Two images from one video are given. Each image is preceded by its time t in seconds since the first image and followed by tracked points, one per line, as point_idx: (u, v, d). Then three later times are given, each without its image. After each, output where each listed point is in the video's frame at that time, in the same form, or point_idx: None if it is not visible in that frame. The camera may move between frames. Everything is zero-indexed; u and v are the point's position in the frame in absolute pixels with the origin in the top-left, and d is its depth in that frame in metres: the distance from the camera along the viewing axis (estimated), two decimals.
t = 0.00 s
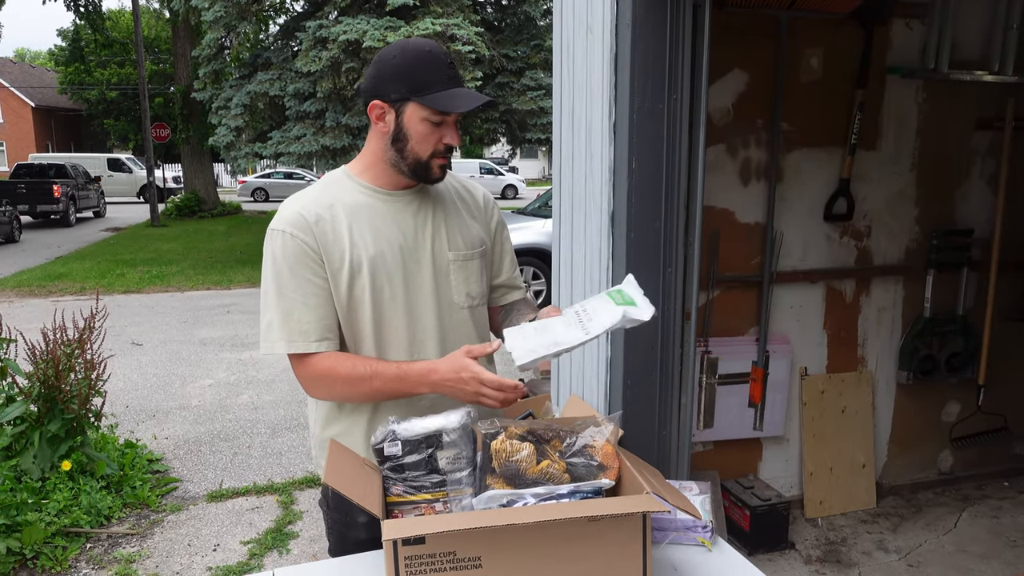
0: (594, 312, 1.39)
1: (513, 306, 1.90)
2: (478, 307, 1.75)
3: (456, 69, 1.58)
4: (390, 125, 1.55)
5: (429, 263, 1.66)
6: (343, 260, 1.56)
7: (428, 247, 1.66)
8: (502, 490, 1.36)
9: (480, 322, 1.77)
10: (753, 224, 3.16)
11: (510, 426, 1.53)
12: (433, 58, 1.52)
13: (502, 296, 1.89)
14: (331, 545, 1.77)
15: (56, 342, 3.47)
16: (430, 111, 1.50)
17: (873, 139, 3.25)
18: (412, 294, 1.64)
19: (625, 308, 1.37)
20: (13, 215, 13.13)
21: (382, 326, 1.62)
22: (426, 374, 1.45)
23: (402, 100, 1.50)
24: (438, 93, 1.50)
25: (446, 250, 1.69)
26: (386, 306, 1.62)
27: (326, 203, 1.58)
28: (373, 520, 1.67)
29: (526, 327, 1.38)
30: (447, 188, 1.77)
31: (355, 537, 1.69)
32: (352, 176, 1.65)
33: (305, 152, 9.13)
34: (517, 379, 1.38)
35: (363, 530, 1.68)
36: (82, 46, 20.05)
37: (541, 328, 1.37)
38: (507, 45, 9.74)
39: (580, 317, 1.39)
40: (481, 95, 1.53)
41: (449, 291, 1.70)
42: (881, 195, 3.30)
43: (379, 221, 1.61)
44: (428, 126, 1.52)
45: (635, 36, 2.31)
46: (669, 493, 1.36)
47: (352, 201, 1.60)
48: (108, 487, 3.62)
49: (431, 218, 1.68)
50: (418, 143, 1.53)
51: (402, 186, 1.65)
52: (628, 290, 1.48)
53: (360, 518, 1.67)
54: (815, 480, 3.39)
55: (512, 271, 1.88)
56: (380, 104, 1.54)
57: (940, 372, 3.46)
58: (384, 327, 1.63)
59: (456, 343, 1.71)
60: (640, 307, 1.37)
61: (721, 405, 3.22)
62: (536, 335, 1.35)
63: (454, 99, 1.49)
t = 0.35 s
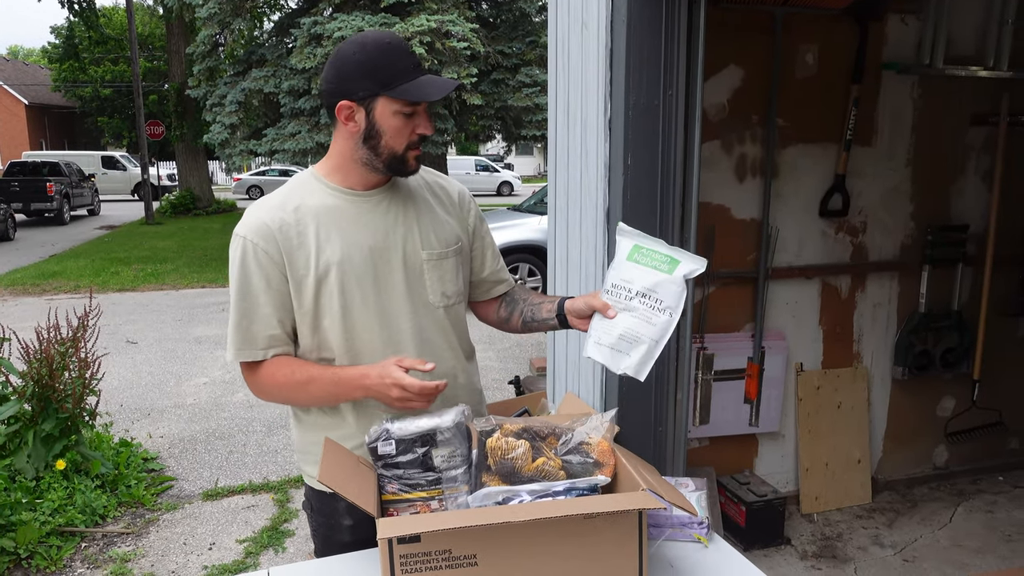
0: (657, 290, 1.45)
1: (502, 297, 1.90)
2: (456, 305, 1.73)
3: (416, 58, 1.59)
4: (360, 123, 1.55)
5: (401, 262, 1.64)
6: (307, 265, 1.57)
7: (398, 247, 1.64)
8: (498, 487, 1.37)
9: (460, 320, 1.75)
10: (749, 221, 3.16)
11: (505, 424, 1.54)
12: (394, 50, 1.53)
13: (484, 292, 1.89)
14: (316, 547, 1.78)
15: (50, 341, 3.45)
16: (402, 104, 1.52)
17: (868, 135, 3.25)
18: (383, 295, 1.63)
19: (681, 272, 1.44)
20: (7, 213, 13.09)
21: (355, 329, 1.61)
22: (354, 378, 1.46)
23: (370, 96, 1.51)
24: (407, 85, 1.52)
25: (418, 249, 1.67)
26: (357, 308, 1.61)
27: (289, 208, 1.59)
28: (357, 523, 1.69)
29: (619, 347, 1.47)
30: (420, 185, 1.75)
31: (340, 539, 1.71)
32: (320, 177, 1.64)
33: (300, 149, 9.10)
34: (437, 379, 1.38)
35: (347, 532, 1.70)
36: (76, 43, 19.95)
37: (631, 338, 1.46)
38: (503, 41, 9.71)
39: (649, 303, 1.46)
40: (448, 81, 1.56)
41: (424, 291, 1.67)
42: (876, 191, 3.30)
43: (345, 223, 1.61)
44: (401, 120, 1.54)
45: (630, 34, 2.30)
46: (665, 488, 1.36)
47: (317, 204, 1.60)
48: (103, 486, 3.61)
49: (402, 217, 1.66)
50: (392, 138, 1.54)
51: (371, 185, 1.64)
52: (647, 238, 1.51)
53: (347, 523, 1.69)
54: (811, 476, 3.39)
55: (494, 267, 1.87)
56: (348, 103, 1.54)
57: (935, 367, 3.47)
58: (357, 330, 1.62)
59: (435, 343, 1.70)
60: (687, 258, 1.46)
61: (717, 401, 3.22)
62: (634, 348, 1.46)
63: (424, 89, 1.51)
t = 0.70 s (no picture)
0: (655, 273, 1.45)
1: (492, 294, 1.90)
2: (443, 304, 1.73)
3: (389, 57, 1.58)
4: (338, 128, 1.55)
5: (386, 263, 1.64)
6: (290, 268, 1.57)
7: (383, 247, 1.64)
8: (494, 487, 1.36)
9: (448, 318, 1.74)
10: (746, 219, 3.15)
11: (501, 424, 1.52)
12: (365, 50, 1.52)
13: (472, 289, 1.89)
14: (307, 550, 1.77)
15: (45, 341, 3.44)
16: (378, 105, 1.51)
17: (865, 133, 3.25)
18: (369, 296, 1.63)
19: (677, 254, 1.45)
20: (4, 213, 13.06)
21: (342, 331, 1.61)
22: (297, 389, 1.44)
23: (346, 99, 1.51)
24: (381, 85, 1.51)
25: (403, 249, 1.66)
26: (342, 310, 1.60)
27: (270, 212, 1.58)
28: (348, 525, 1.69)
29: (619, 332, 1.44)
30: (403, 185, 1.74)
31: (330, 542, 1.70)
32: (301, 181, 1.63)
33: (297, 149, 9.08)
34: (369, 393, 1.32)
35: (338, 535, 1.70)
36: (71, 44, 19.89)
37: (632, 321, 1.44)
38: (499, 41, 9.70)
39: (647, 286, 1.45)
40: (422, 79, 1.55)
41: (410, 291, 1.67)
42: (873, 189, 3.30)
43: (328, 224, 1.60)
44: (378, 121, 1.53)
45: (626, 34, 2.30)
46: (662, 489, 1.35)
47: (298, 207, 1.59)
48: (99, 487, 3.60)
49: (385, 217, 1.65)
50: (370, 140, 1.54)
51: (353, 186, 1.63)
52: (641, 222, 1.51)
53: (338, 524, 1.69)
54: (808, 475, 3.39)
55: (481, 265, 1.87)
56: (323, 108, 1.54)
57: (932, 366, 3.47)
58: (344, 332, 1.61)
59: (422, 344, 1.69)
60: (680, 240, 1.46)
61: (714, 400, 3.22)
62: (635, 332, 1.43)
63: (398, 89, 1.51)
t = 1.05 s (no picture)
0: (653, 265, 1.44)
1: (492, 288, 1.90)
2: (441, 300, 1.72)
3: (383, 54, 1.58)
4: (332, 126, 1.54)
5: (383, 260, 1.63)
6: (286, 266, 1.56)
7: (380, 244, 1.63)
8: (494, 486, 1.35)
9: (446, 315, 1.74)
10: (748, 217, 3.14)
11: (502, 421, 1.52)
12: (358, 48, 1.52)
13: (471, 284, 1.89)
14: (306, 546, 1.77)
15: (47, 338, 3.45)
16: (372, 103, 1.51)
17: (868, 131, 3.24)
18: (366, 294, 1.62)
19: (676, 246, 1.43)
20: (8, 209, 13.09)
21: (339, 329, 1.61)
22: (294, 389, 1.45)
23: (339, 97, 1.50)
24: (375, 83, 1.50)
25: (401, 246, 1.65)
26: (340, 308, 1.60)
27: (266, 211, 1.58)
28: (347, 522, 1.69)
29: (616, 324, 1.44)
30: (400, 181, 1.74)
31: (331, 539, 1.70)
32: (296, 179, 1.63)
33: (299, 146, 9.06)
34: (363, 393, 1.32)
35: (337, 532, 1.69)
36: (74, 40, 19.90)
37: (629, 313, 1.43)
38: (502, 38, 9.68)
39: (645, 278, 1.44)
40: (416, 76, 1.54)
41: (408, 288, 1.66)
42: (876, 187, 3.29)
43: (324, 222, 1.60)
44: (373, 119, 1.53)
45: (626, 31, 2.29)
46: (663, 487, 1.35)
47: (294, 205, 1.59)
48: (100, 483, 3.60)
49: (382, 214, 1.65)
50: (365, 138, 1.54)
51: (349, 184, 1.63)
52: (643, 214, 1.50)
53: (338, 521, 1.69)
54: (810, 473, 3.39)
55: (480, 260, 1.87)
56: (317, 107, 1.53)
57: (934, 364, 3.46)
58: (341, 330, 1.61)
59: (421, 340, 1.68)
60: (680, 233, 1.45)
61: (715, 398, 3.21)
62: (632, 324, 1.42)
63: (392, 86, 1.50)
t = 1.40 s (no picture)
0: (647, 261, 1.43)
1: (493, 288, 1.89)
2: (442, 300, 1.72)
3: (387, 50, 1.58)
4: (335, 121, 1.53)
5: (385, 258, 1.63)
6: (287, 263, 1.56)
7: (382, 242, 1.63)
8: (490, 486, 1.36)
9: (447, 314, 1.73)
10: (745, 218, 3.14)
11: (498, 421, 1.52)
12: (363, 43, 1.51)
13: (472, 284, 1.88)
14: (304, 545, 1.76)
15: (42, 336, 3.43)
16: (375, 99, 1.51)
17: (865, 132, 3.24)
18: (367, 292, 1.62)
19: (669, 243, 1.43)
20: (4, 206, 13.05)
21: (340, 327, 1.60)
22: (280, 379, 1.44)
23: (343, 92, 1.50)
24: (379, 78, 1.50)
25: (402, 244, 1.65)
26: (341, 305, 1.59)
27: (268, 207, 1.57)
28: (345, 520, 1.68)
29: (608, 320, 1.43)
30: (402, 180, 1.73)
31: (329, 537, 1.69)
32: (298, 175, 1.63)
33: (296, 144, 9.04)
34: (344, 374, 1.32)
35: (336, 530, 1.69)
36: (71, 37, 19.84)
37: (620, 310, 1.43)
38: (500, 37, 9.68)
39: (638, 275, 1.44)
40: (420, 72, 1.54)
41: (410, 287, 1.66)
42: (873, 188, 3.29)
43: (326, 219, 1.59)
44: (376, 114, 1.52)
45: (625, 29, 2.28)
46: (658, 488, 1.34)
47: (296, 202, 1.59)
48: (95, 481, 3.59)
49: (384, 212, 1.64)
50: (367, 133, 1.53)
51: (351, 180, 1.62)
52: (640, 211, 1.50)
53: (336, 520, 1.68)
54: (806, 474, 3.39)
55: (481, 260, 1.86)
56: (320, 102, 1.52)
57: (930, 365, 3.47)
58: (342, 327, 1.60)
59: (421, 340, 1.68)
60: (675, 229, 1.45)
61: (712, 398, 3.21)
62: (623, 321, 1.42)
63: (396, 81, 1.50)
